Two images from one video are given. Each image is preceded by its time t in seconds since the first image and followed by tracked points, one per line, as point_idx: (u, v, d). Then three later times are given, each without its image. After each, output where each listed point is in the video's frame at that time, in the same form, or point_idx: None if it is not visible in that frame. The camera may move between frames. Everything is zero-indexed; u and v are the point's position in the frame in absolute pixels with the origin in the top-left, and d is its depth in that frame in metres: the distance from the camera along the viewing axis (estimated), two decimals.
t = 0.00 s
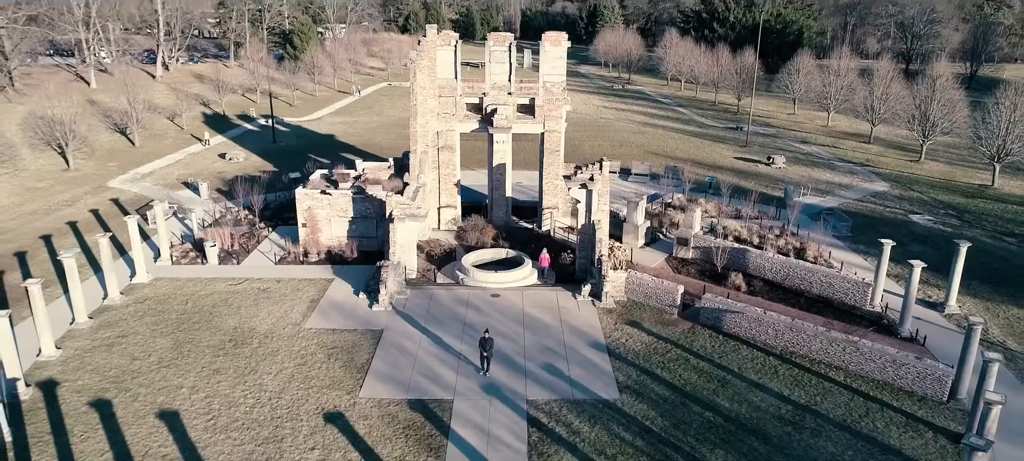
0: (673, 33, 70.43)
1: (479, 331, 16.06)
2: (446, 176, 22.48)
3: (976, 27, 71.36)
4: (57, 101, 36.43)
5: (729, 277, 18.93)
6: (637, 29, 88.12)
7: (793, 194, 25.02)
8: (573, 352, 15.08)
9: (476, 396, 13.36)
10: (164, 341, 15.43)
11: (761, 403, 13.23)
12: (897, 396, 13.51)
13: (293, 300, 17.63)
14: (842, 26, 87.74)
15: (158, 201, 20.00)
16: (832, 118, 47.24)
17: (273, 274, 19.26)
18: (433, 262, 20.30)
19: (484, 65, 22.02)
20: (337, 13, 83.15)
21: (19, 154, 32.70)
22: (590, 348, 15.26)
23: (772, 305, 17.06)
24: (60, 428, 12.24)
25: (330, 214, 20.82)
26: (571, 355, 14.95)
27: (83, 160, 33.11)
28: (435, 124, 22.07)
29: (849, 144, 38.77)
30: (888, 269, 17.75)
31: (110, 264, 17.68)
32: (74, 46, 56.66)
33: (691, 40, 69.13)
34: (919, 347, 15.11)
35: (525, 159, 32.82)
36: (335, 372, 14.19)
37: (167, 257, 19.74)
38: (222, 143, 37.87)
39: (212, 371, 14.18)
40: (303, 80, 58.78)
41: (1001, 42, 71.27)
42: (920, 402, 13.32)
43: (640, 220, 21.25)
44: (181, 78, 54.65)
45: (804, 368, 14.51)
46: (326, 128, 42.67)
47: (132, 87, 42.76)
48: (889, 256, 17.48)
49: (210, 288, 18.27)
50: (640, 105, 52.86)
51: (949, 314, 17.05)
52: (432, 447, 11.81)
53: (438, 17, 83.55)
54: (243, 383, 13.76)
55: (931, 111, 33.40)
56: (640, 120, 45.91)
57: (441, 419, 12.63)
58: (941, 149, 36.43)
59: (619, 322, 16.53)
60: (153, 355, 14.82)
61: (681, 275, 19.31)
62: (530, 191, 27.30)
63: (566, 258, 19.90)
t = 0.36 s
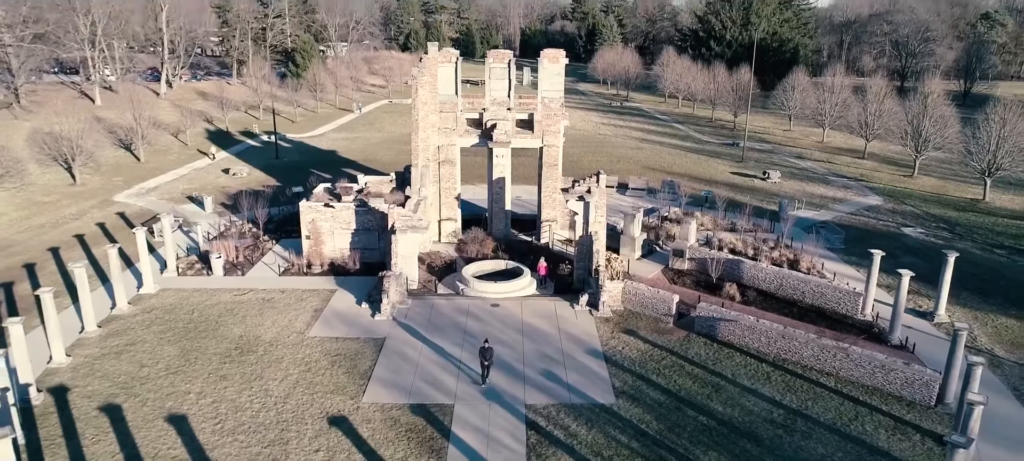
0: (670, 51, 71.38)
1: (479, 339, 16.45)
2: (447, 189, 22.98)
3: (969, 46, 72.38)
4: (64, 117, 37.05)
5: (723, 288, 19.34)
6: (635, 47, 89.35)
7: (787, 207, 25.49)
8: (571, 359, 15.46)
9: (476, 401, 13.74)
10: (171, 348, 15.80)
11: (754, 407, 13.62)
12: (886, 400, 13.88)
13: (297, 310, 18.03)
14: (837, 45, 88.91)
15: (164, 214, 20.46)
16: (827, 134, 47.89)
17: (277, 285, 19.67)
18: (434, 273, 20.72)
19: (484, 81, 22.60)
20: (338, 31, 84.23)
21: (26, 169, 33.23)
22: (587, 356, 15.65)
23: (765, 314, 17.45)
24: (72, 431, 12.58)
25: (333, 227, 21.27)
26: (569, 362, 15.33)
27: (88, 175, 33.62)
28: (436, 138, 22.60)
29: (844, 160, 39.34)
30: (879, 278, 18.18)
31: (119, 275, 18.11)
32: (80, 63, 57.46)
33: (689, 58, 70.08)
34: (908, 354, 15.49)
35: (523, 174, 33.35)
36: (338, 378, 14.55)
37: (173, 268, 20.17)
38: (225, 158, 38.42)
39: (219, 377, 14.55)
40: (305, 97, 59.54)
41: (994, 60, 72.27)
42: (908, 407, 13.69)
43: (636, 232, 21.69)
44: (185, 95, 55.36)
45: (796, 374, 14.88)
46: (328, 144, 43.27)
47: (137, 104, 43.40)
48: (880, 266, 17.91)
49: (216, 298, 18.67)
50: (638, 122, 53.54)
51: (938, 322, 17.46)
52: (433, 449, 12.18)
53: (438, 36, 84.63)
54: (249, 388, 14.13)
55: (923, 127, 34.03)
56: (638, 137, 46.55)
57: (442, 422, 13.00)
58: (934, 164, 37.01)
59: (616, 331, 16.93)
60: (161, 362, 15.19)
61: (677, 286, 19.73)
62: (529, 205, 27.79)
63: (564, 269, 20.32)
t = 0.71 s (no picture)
0: (668, 69, 72.33)
1: (479, 349, 16.82)
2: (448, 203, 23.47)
3: (963, 65, 73.35)
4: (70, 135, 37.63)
5: (718, 299, 19.73)
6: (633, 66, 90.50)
7: (782, 222, 25.93)
8: (569, 368, 15.82)
9: (476, 408, 14.09)
10: (178, 358, 16.16)
11: (747, 414, 13.96)
12: (876, 408, 14.22)
13: (301, 321, 18.41)
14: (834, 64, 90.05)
15: (171, 227, 20.92)
16: (823, 152, 48.54)
17: (282, 297, 20.07)
18: (435, 286, 21.11)
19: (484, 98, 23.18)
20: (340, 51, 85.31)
21: (33, 185, 33.75)
22: (585, 365, 16.01)
23: (759, 324, 17.81)
24: (82, 437, 12.91)
25: (336, 240, 21.72)
26: (567, 371, 15.69)
27: (94, 191, 34.11)
28: (437, 154, 23.15)
29: (839, 176, 39.88)
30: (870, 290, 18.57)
31: (127, 287, 18.54)
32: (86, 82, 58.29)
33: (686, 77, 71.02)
34: (899, 363, 15.85)
35: (523, 189, 33.87)
36: (341, 386, 14.92)
37: (179, 280, 20.59)
38: (228, 175, 38.95)
39: (224, 385, 14.91)
40: (308, 115, 60.27)
41: (989, 78, 73.24)
42: (898, 414, 14.02)
43: (633, 245, 22.11)
44: (188, 113, 56.08)
45: (788, 383, 15.23)
46: (330, 161, 43.85)
47: (142, 121, 44.03)
48: (871, 278, 18.29)
49: (221, 310, 19.05)
50: (635, 140, 54.21)
51: (929, 333, 17.84)
52: (432, 453, 12.51)
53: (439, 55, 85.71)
54: (255, 396, 14.49)
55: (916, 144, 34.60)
56: (636, 154, 47.13)
57: (443, 428, 13.34)
58: (927, 181, 37.55)
59: (613, 341, 17.29)
60: (168, 371, 15.55)
61: (673, 298, 20.11)
62: (528, 219, 28.27)
63: (563, 282, 20.72)
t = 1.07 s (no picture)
0: (666, 87, 73.19)
1: (478, 359, 17.15)
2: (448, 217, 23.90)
3: (958, 82, 74.19)
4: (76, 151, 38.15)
5: (714, 311, 20.08)
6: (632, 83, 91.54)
7: (776, 236, 26.35)
8: (566, 377, 16.16)
9: (475, 415, 14.42)
10: (183, 367, 16.50)
11: (740, 421, 14.28)
12: (867, 414, 14.53)
13: (303, 331, 18.76)
14: (830, 82, 91.17)
15: (176, 241, 21.30)
16: (819, 168, 49.09)
17: (285, 309, 20.44)
18: (435, 298, 21.48)
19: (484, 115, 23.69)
20: (342, 68, 86.28)
21: (38, 200, 34.20)
22: (582, 373, 16.34)
23: (754, 335, 18.13)
24: (90, 443, 13.20)
25: (338, 253, 22.11)
26: (565, 379, 16.02)
27: (99, 207, 34.55)
28: (438, 169, 23.64)
29: (835, 192, 40.38)
30: (862, 302, 18.93)
31: (133, 299, 18.92)
32: (90, 99, 58.99)
33: (684, 94, 71.90)
34: (889, 371, 16.19)
35: (522, 204, 34.32)
36: (343, 394, 15.25)
37: (184, 292, 20.96)
38: (231, 190, 39.40)
39: (229, 394, 15.24)
40: (310, 132, 60.93)
41: (984, 96, 74.08)
42: (889, 420, 14.33)
43: (630, 258, 22.51)
44: (192, 130, 56.68)
45: (781, 391, 15.55)
46: (332, 177, 44.37)
47: (147, 138, 44.59)
48: (863, 290, 18.66)
49: (225, 321, 19.40)
50: (633, 156, 54.82)
51: (920, 343, 18.18)
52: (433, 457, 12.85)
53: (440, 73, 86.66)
54: (259, 404, 14.82)
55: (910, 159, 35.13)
56: (634, 170, 47.69)
57: (442, 435, 13.64)
58: (922, 196, 38.04)
59: (610, 351, 17.63)
60: (174, 380, 15.88)
61: (669, 309, 20.49)
62: (527, 233, 28.68)
63: (561, 293, 21.11)
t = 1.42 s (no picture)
0: (664, 104, 74.06)
1: (478, 368, 17.50)
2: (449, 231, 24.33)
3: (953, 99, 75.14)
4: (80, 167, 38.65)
5: (710, 322, 20.41)
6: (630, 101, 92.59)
7: (772, 249, 26.77)
8: (565, 385, 16.50)
9: (476, 422, 14.75)
10: (189, 376, 16.84)
11: (734, 428, 14.60)
12: (859, 422, 14.86)
13: (307, 342, 19.11)
14: (827, 99, 92.19)
15: (181, 254, 21.67)
16: (815, 183, 49.65)
17: (289, 320, 20.80)
18: (436, 310, 21.83)
19: (484, 130, 24.20)
20: (343, 86, 87.23)
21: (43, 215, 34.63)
22: (580, 382, 16.69)
23: (748, 345, 18.47)
24: (98, 449, 13.51)
25: (341, 265, 22.49)
26: (563, 388, 16.36)
27: (103, 221, 34.97)
28: (439, 184, 24.12)
29: (831, 206, 40.85)
30: (855, 313, 19.27)
31: (139, 310, 19.30)
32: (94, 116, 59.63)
33: (682, 110, 72.79)
34: (880, 378, 16.56)
35: (521, 219, 34.76)
36: (346, 402, 15.58)
37: (188, 305, 21.31)
38: (233, 205, 39.85)
39: (234, 402, 15.58)
40: (311, 148, 61.55)
41: (978, 112, 74.93)
42: (879, 427, 14.65)
43: (628, 271, 22.87)
44: (194, 146, 57.29)
45: (775, 399, 15.87)
46: (333, 192, 44.87)
47: (150, 154, 45.15)
48: (855, 301, 19.01)
49: (229, 332, 19.74)
50: (631, 172, 55.40)
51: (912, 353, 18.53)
52: None
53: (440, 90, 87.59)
54: (264, 411, 15.16)
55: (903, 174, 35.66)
56: (632, 185, 48.25)
57: (443, 441, 13.96)
58: (916, 210, 38.52)
59: (608, 361, 17.97)
60: (180, 388, 16.22)
61: (666, 321, 20.83)
62: (527, 247, 29.09)
63: (559, 305, 21.48)
